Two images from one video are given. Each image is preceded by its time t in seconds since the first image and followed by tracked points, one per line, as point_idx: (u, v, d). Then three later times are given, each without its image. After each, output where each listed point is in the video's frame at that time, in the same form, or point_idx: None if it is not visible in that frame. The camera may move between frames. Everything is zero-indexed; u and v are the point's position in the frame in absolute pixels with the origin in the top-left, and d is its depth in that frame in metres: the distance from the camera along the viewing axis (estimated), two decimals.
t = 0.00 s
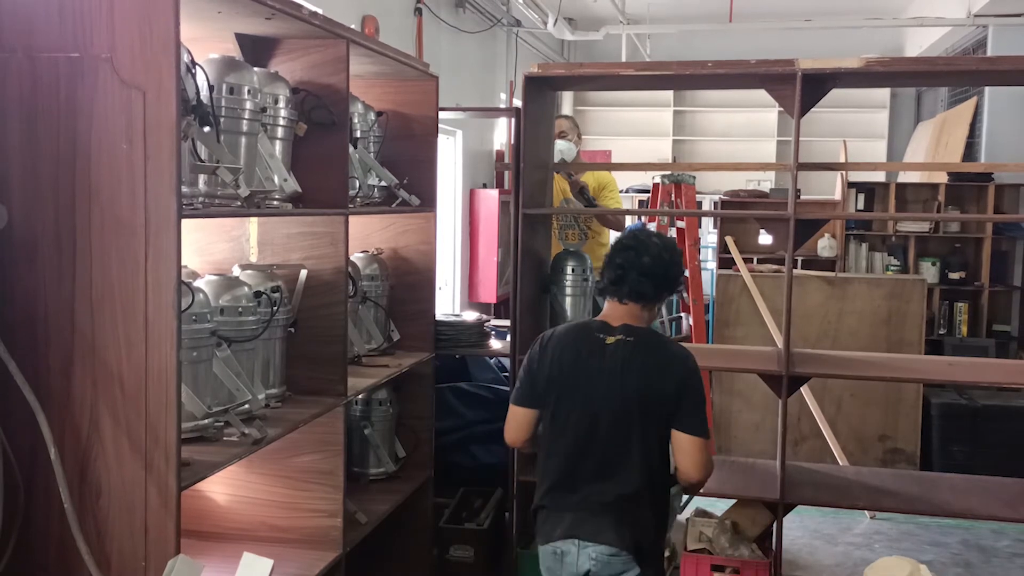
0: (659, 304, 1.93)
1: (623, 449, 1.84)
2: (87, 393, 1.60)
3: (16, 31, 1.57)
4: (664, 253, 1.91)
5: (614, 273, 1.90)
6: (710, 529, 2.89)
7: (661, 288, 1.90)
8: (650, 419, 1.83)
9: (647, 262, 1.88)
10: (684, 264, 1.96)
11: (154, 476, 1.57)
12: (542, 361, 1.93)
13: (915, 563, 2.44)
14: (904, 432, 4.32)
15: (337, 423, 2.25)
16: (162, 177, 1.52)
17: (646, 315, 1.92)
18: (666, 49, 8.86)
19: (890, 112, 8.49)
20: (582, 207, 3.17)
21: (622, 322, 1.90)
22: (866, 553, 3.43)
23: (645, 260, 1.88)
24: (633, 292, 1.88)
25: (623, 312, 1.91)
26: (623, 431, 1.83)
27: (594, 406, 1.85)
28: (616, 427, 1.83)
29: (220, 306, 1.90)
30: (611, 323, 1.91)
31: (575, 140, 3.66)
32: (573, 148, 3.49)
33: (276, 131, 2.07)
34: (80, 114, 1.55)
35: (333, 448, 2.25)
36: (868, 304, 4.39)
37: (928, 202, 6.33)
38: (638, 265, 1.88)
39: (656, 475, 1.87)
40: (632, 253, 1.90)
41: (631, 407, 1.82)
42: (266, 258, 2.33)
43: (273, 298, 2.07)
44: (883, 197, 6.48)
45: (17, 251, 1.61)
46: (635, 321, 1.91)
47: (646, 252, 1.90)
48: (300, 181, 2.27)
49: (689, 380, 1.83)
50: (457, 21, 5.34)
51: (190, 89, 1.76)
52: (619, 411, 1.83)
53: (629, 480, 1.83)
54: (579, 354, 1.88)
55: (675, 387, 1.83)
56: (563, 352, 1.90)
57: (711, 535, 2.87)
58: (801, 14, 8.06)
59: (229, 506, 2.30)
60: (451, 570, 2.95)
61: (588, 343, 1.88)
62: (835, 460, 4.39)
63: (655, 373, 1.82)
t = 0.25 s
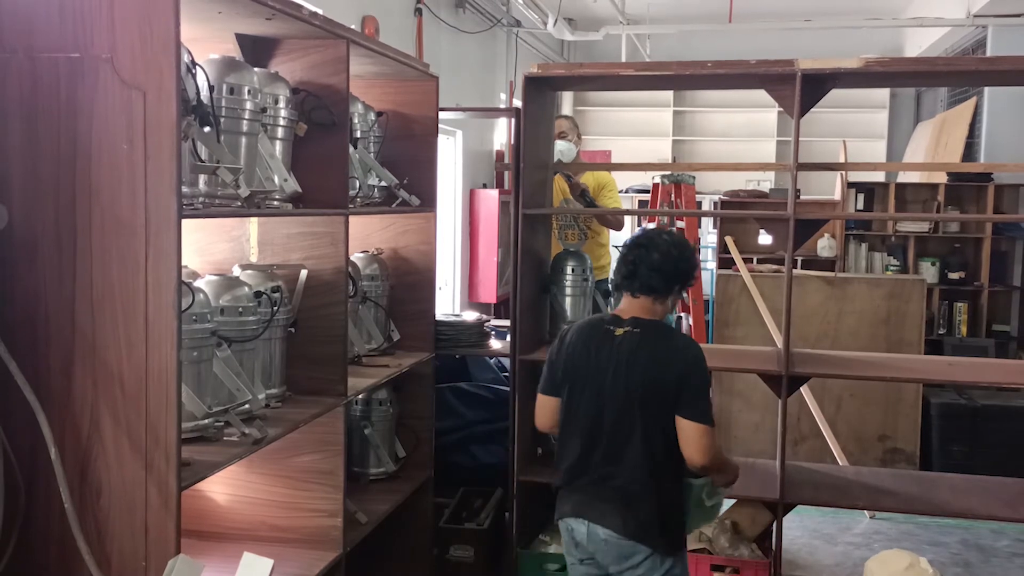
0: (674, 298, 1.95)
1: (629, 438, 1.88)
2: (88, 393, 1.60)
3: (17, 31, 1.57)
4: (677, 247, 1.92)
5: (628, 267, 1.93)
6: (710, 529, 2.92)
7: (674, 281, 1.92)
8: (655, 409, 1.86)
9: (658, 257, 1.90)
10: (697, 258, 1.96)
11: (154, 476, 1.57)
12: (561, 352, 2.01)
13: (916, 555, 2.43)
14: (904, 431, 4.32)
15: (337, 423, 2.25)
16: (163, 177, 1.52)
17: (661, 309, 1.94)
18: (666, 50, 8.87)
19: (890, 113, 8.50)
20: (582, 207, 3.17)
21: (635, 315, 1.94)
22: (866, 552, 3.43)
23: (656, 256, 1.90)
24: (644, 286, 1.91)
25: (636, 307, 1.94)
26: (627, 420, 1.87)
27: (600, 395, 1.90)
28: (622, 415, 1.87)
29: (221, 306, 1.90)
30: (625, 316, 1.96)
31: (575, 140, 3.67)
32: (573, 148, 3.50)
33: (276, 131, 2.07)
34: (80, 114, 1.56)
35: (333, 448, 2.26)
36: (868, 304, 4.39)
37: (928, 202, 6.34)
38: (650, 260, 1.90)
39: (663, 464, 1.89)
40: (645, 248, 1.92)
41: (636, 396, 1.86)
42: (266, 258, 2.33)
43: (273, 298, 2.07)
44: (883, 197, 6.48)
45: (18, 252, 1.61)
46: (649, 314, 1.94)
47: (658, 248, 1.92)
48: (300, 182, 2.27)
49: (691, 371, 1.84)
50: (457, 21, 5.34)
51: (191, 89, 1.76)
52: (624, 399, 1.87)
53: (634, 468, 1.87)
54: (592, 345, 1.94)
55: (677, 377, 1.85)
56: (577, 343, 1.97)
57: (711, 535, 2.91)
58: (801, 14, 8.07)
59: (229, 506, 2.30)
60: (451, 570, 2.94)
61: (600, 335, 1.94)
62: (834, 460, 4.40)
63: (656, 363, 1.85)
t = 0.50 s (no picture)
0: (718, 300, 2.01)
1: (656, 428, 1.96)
2: (88, 393, 1.60)
3: (17, 32, 1.57)
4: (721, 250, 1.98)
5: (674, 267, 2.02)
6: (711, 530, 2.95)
7: (716, 284, 1.98)
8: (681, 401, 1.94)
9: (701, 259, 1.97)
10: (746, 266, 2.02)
11: (155, 476, 1.57)
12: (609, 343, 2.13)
13: (914, 552, 2.43)
14: (903, 432, 4.32)
15: (338, 423, 2.25)
16: (163, 177, 1.52)
17: (705, 309, 2.01)
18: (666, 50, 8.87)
19: (889, 113, 8.51)
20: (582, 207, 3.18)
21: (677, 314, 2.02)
22: (866, 552, 3.44)
23: (699, 258, 1.97)
24: (686, 285, 1.99)
25: (681, 304, 2.02)
26: (655, 412, 1.96)
27: (632, 388, 2.01)
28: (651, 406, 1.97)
29: (221, 306, 1.91)
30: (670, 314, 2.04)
31: (575, 141, 3.67)
32: (573, 149, 3.50)
33: (277, 131, 2.07)
34: (80, 114, 1.56)
35: (333, 448, 2.26)
36: (868, 304, 4.39)
37: (928, 202, 6.34)
38: (694, 262, 1.98)
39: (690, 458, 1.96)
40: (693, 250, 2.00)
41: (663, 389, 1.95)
42: (266, 258, 2.33)
43: (273, 298, 2.08)
44: (882, 197, 6.48)
45: (18, 252, 1.61)
46: (692, 312, 2.01)
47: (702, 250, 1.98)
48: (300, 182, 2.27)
49: (715, 371, 1.89)
50: (457, 21, 5.34)
51: (191, 89, 1.77)
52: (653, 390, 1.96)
53: (660, 457, 1.96)
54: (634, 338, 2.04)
55: (701, 375, 1.91)
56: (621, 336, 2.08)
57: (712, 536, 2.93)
58: (801, 14, 8.07)
59: (230, 506, 2.30)
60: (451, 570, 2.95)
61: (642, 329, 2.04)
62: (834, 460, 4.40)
63: (682, 360, 1.92)
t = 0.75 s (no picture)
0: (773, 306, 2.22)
1: (699, 418, 2.19)
2: (88, 392, 1.60)
3: (17, 31, 1.58)
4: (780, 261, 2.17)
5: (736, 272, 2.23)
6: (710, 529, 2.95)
7: (772, 292, 2.18)
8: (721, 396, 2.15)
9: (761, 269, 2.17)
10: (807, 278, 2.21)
11: (155, 476, 1.58)
12: (666, 334, 2.35)
13: (912, 551, 2.42)
14: (903, 431, 4.33)
15: (338, 423, 2.25)
16: (164, 177, 1.52)
17: (760, 312, 2.23)
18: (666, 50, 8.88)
19: (889, 113, 8.51)
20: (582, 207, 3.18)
21: (732, 314, 2.26)
22: (865, 552, 3.44)
23: (759, 268, 2.18)
24: (745, 289, 2.20)
25: (739, 304, 2.24)
26: (699, 404, 2.18)
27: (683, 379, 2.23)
28: (695, 397, 2.19)
29: (221, 306, 1.91)
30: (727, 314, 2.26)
31: (575, 141, 3.67)
32: (574, 150, 3.50)
33: (277, 131, 2.08)
34: (80, 114, 1.56)
35: (333, 448, 2.26)
36: (867, 304, 4.39)
37: (927, 202, 6.35)
38: (754, 270, 2.19)
39: (730, 447, 2.19)
40: (756, 259, 2.20)
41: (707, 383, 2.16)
42: (267, 258, 2.34)
43: (273, 298, 2.08)
44: (882, 197, 6.48)
45: (18, 252, 1.61)
46: (748, 313, 2.24)
47: (763, 262, 2.18)
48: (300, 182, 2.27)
49: (756, 372, 2.08)
50: (457, 22, 5.34)
51: (192, 89, 1.77)
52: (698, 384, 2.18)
53: (699, 443, 2.20)
54: (688, 334, 2.26)
55: (744, 375, 2.10)
56: (677, 332, 2.29)
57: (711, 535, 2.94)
58: (801, 15, 8.07)
59: (230, 506, 2.30)
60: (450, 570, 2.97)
61: (696, 327, 2.25)
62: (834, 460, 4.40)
63: (726, 360, 2.12)
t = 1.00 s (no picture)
0: (809, 310, 2.25)
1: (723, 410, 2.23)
2: (88, 392, 1.61)
3: (17, 31, 1.58)
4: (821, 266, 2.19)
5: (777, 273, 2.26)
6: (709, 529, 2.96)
7: (809, 295, 2.21)
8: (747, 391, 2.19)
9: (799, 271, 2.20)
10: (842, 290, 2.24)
11: (155, 476, 1.58)
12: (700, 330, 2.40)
13: (910, 553, 2.41)
14: (902, 431, 4.34)
15: (338, 423, 2.26)
16: (164, 177, 1.53)
17: (796, 315, 2.26)
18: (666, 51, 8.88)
19: (888, 114, 8.52)
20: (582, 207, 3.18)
21: (769, 315, 2.30)
22: (865, 552, 3.44)
23: (798, 271, 2.21)
24: (782, 291, 2.23)
25: (773, 305, 2.28)
26: (724, 396, 2.23)
27: (711, 373, 2.28)
28: (721, 390, 2.24)
29: (221, 306, 1.91)
30: (764, 314, 2.30)
31: (575, 141, 3.67)
32: (574, 150, 3.50)
33: (277, 132, 2.08)
34: (81, 114, 1.56)
35: (334, 448, 2.26)
36: (867, 304, 4.40)
37: (927, 202, 6.35)
38: (793, 273, 2.21)
39: (755, 441, 2.23)
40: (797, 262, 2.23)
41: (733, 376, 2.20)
42: (267, 258, 2.34)
43: (273, 298, 2.08)
44: (882, 197, 6.48)
45: (18, 253, 1.61)
46: (784, 316, 2.28)
47: (803, 265, 2.21)
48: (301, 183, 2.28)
49: (784, 370, 2.12)
50: (457, 22, 5.34)
51: (192, 90, 1.77)
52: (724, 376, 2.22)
53: (723, 434, 2.24)
54: (722, 331, 2.30)
55: (772, 372, 2.15)
56: (712, 328, 2.35)
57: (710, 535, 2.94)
58: (801, 15, 8.07)
59: (230, 506, 2.31)
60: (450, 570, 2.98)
61: (730, 324, 2.30)
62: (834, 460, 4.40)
63: (754, 358, 2.17)
